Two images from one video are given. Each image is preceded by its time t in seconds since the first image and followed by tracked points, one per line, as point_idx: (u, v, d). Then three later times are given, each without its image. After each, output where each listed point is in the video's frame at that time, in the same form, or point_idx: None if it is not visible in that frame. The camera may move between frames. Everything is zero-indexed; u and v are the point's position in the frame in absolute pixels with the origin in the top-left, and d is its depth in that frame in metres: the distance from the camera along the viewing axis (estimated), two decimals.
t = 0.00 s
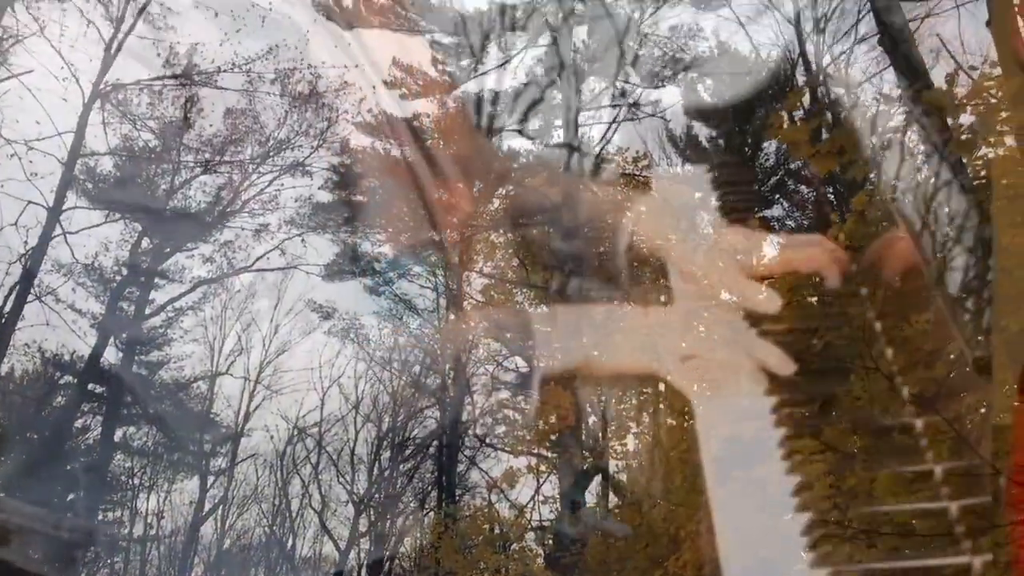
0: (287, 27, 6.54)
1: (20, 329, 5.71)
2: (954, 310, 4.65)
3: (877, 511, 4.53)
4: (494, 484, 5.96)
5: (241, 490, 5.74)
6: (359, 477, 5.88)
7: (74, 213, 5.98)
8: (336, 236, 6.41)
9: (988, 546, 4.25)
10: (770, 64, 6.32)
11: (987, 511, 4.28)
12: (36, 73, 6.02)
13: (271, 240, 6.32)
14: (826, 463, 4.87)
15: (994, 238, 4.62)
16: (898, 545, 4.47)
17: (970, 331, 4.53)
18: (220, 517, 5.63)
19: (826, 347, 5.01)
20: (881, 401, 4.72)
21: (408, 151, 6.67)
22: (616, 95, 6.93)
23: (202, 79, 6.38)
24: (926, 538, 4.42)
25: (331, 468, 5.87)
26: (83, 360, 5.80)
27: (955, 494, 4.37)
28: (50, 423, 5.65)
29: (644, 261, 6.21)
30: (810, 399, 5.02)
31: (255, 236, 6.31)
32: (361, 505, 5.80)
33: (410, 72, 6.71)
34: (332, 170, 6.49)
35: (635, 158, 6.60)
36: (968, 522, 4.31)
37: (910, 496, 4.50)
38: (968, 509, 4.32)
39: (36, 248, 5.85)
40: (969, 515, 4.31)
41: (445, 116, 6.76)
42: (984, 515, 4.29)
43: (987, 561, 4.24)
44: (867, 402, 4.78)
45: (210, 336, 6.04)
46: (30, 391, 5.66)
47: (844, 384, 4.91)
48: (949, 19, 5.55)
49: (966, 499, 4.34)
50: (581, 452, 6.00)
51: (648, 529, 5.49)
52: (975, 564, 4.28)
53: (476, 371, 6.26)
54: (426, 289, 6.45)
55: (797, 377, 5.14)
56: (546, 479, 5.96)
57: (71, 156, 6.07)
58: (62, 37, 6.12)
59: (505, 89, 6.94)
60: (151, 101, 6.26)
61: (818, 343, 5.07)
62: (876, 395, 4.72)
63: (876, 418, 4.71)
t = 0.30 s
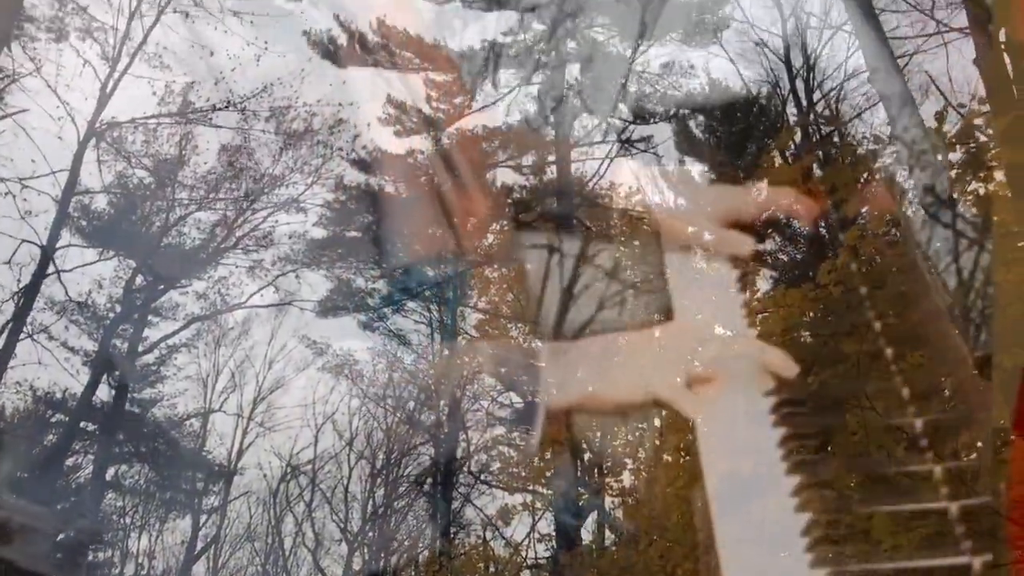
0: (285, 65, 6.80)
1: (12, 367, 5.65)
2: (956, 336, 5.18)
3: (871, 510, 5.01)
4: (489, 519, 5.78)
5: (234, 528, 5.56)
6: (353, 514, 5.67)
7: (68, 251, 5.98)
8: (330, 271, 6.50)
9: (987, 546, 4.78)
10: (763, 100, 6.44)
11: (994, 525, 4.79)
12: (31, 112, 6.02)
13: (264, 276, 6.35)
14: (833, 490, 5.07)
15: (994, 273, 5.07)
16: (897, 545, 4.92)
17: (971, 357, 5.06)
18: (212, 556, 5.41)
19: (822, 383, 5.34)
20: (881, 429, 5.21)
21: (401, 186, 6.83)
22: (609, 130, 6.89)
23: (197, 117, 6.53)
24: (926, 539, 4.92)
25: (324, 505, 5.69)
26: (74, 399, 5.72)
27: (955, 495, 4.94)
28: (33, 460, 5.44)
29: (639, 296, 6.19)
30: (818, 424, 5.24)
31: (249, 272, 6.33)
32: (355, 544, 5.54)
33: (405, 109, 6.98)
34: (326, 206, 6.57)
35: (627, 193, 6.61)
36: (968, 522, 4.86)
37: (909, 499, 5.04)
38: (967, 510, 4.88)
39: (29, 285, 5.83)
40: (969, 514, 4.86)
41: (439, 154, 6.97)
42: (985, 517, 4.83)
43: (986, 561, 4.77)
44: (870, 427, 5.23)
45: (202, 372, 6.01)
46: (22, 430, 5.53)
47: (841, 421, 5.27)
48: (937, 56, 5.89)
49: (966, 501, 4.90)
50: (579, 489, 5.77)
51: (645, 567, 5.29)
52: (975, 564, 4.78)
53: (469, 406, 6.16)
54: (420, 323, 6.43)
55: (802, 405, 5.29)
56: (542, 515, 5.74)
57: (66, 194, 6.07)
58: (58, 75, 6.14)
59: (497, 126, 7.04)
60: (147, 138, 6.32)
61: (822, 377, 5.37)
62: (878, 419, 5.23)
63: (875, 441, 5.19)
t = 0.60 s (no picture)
0: (281, 99, 6.88)
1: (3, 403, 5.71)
2: (959, 344, 5.30)
3: (875, 511, 5.08)
4: (488, 556, 5.68)
5: (229, 566, 5.57)
6: (349, 549, 5.68)
7: (63, 287, 5.98)
8: (325, 306, 6.43)
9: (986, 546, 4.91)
10: (757, 133, 6.36)
11: (993, 533, 4.92)
12: (27, 149, 6.15)
13: (259, 311, 6.31)
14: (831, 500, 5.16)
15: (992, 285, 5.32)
16: (906, 543, 5.02)
17: (971, 357, 5.24)
18: None
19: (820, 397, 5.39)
20: (880, 444, 5.19)
21: (396, 219, 6.79)
22: (604, 162, 6.86)
23: (193, 151, 6.54)
24: (931, 538, 5.02)
25: (319, 542, 5.68)
26: (69, 435, 5.75)
27: (956, 495, 5.04)
28: (34, 499, 5.63)
29: (639, 328, 6.14)
30: (821, 435, 5.29)
31: (243, 307, 6.30)
32: None
33: (400, 143, 6.99)
34: (322, 240, 6.55)
35: (623, 225, 6.59)
36: (967, 522, 4.98)
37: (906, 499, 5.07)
38: (965, 510, 5.01)
39: (25, 321, 5.87)
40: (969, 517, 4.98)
41: (433, 185, 7.00)
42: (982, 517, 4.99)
43: (986, 561, 4.91)
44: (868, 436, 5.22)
45: (197, 409, 5.97)
46: (17, 469, 5.64)
47: (843, 436, 5.27)
48: (928, 89, 6.02)
49: (965, 501, 5.03)
50: (577, 523, 5.68)
51: None
52: (975, 564, 4.92)
53: (466, 442, 6.07)
54: (415, 357, 6.33)
55: (802, 414, 5.39)
56: (541, 551, 5.66)
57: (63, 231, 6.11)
58: (55, 112, 6.25)
59: (493, 160, 7.11)
60: (142, 173, 6.37)
61: (822, 401, 5.37)
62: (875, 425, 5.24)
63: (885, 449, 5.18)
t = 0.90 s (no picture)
0: (281, 134, 6.95)
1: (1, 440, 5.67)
2: (957, 344, 5.21)
3: (869, 512, 5.05)
4: None
5: None
6: None
7: (63, 322, 6.00)
8: (325, 339, 6.38)
9: (986, 546, 4.78)
10: (753, 163, 6.37)
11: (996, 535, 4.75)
12: (27, 186, 6.18)
13: (259, 344, 6.27)
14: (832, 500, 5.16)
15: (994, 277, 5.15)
16: (906, 545, 4.95)
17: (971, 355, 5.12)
18: None
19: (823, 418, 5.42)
20: (879, 445, 5.25)
21: (395, 250, 6.76)
22: (601, 195, 6.94)
23: (194, 186, 6.60)
24: (931, 545, 4.91)
25: None
26: (66, 470, 5.69)
27: (955, 495, 4.92)
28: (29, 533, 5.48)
29: (641, 359, 6.15)
30: (821, 436, 5.35)
31: (243, 340, 6.27)
32: None
33: (399, 176, 7.04)
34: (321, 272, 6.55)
35: (622, 255, 6.63)
36: (969, 522, 4.85)
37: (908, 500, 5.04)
38: (968, 509, 4.86)
39: (24, 356, 5.88)
40: (969, 519, 4.84)
41: (430, 221, 6.96)
42: (985, 517, 4.84)
43: (987, 561, 4.76)
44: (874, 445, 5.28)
45: (196, 442, 5.94)
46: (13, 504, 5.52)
47: (842, 439, 5.32)
48: (923, 118, 5.92)
49: (967, 500, 4.88)
50: (578, 557, 5.65)
51: None
52: (975, 564, 4.78)
53: (466, 475, 6.00)
54: (415, 390, 6.27)
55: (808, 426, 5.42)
56: None
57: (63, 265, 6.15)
58: (56, 148, 6.31)
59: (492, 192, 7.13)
60: (143, 208, 6.39)
61: (823, 412, 5.43)
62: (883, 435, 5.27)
63: (889, 457, 5.20)
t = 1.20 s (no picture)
0: (280, 167, 7.05)
1: None
2: (956, 333, 5.00)
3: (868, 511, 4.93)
4: None
5: None
6: None
7: (62, 354, 6.00)
8: (325, 370, 6.44)
9: (987, 546, 4.62)
10: (752, 192, 6.42)
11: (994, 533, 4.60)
12: (28, 220, 6.20)
13: (259, 376, 6.30)
14: (831, 501, 5.05)
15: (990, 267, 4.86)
16: (900, 545, 4.83)
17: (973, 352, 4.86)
18: None
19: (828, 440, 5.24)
20: (874, 442, 5.09)
21: (394, 280, 6.80)
22: (600, 225, 6.96)
23: (193, 219, 6.65)
24: (929, 543, 4.79)
25: None
26: (64, 503, 5.63)
27: (955, 495, 4.78)
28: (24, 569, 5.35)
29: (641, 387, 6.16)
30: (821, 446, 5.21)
31: (243, 372, 6.30)
32: None
33: (400, 207, 7.09)
34: (323, 304, 6.59)
35: (622, 285, 6.67)
36: (968, 522, 4.71)
37: (907, 501, 4.89)
38: (967, 509, 4.73)
39: (22, 389, 5.87)
40: (969, 515, 4.71)
41: (433, 249, 7.01)
42: (986, 517, 4.67)
43: (987, 561, 4.60)
44: (874, 444, 5.10)
45: (195, 474, 5.91)
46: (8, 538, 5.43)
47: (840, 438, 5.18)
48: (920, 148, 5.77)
49: (966, 499, 4.74)
50: None
51: None
52: (975, 564, 4.63)
53: (466, 507, 5.96)
54: (415, 421, 6.31)
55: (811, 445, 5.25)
56: None
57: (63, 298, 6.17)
58: (57, 183, 6.33)
59: (491, 222, 7.14)
60: (143, 241, 6.42)
61: (823, 420, 5.29)
62: (884, 437, 5.08)
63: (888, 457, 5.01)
